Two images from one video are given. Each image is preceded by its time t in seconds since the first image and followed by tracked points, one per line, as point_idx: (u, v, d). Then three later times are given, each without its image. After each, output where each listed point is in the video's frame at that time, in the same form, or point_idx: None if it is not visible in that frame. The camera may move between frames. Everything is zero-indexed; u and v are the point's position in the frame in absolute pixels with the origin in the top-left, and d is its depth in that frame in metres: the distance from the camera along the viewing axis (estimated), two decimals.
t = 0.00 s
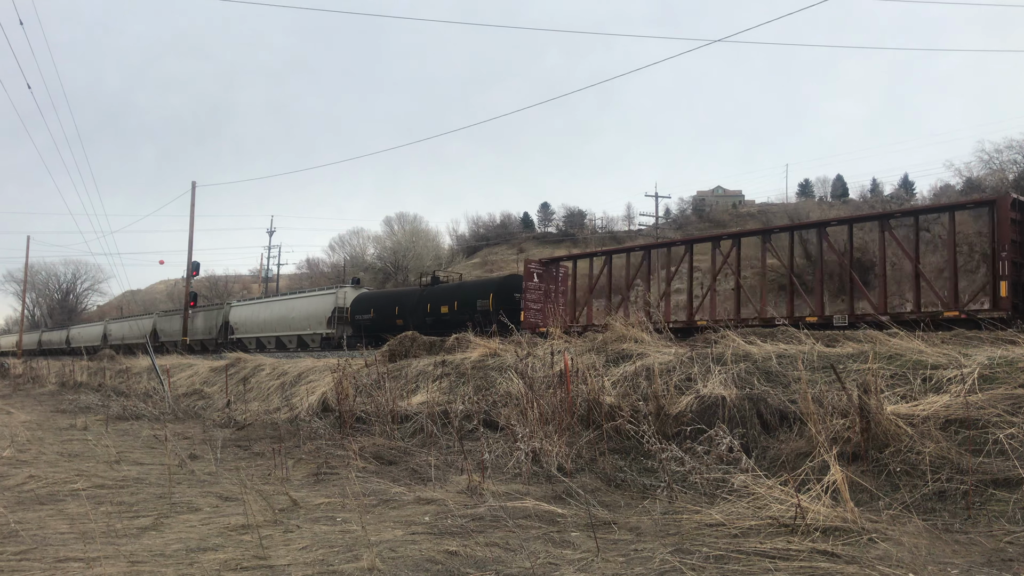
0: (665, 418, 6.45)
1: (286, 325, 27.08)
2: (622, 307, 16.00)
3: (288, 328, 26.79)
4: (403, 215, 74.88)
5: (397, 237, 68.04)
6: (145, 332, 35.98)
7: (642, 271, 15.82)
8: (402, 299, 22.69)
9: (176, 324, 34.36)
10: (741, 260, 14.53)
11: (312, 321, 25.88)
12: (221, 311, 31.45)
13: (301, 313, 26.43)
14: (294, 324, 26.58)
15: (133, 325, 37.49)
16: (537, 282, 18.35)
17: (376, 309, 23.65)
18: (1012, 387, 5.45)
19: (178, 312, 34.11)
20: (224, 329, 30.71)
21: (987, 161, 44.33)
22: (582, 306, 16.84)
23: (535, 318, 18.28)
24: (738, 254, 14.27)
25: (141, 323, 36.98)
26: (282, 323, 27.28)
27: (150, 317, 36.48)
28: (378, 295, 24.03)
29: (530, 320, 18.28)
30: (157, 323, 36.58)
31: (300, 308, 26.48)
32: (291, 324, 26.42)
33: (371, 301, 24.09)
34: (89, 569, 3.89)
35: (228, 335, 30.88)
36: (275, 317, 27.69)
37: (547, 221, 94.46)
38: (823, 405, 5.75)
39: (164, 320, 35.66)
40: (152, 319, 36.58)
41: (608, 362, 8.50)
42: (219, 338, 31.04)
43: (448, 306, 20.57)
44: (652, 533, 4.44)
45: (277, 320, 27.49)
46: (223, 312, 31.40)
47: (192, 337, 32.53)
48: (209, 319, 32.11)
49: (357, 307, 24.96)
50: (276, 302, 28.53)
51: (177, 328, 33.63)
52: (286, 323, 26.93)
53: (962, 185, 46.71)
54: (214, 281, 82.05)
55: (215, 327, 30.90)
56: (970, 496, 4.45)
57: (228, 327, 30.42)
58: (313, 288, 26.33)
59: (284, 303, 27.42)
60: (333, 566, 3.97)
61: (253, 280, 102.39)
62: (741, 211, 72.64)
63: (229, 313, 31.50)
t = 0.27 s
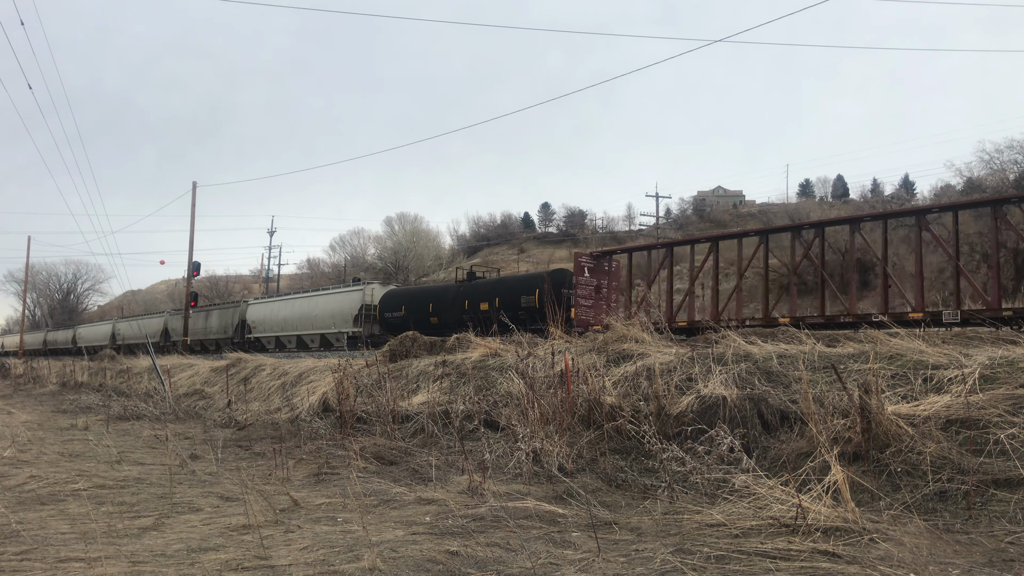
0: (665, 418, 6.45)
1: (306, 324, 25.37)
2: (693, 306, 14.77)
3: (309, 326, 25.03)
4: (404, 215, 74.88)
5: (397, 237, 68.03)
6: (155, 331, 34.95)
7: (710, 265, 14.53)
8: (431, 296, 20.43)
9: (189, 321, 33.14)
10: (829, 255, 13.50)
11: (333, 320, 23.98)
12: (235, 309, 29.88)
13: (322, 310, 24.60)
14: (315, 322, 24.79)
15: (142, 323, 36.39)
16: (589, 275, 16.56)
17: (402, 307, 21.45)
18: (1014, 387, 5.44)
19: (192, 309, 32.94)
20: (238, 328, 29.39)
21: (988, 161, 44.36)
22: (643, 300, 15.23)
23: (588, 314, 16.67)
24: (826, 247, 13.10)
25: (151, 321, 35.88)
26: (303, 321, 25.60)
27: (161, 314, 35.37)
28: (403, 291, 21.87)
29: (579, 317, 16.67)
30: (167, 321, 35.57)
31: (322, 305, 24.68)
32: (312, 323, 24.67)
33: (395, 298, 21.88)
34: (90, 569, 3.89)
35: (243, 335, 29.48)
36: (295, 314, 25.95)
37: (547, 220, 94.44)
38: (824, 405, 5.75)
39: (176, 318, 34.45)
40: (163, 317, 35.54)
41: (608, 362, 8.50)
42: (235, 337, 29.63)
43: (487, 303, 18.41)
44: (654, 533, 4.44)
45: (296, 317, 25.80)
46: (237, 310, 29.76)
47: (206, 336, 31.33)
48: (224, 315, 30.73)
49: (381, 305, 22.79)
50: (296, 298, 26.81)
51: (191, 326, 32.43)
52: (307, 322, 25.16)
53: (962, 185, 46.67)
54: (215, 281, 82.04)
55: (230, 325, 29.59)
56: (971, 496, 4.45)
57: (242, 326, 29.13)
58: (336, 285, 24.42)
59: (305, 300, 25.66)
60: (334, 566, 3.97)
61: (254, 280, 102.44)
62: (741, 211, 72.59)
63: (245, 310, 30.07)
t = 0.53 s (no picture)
0: (665, 418, 6.46)
1: (333, 322, 24.76)
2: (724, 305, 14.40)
3: (337, 325, 24.42)
4: (403, 216, 74.99)
5: (397, 237, 68.04)
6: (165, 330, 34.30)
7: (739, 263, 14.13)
8: (468, 292, 19.35)
9: (202, 321, 32.48)
10: (910, 247, 13.02)
11: (363, 318, 23.40)
12: (254, 307, 29.29)
13: (350, 308, 24.03)
14: (343, 320, 24.18)
15: (152, 322, 35.75)
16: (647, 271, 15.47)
17: (437, 304, 20.35)
18: (1014, 388, 5.44)
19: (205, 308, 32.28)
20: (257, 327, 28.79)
21: (988, 161, 44.41)
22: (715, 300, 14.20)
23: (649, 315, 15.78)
24: (926, 237, 12.39)
25: (161, 321, 35.27)
26: (329, 320, 25.01)
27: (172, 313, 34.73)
28: (437, 288, 20.80)
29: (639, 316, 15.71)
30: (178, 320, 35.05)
31: (350, 302, 24.10)
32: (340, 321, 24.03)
33: (429, 296, 20.79)
34: (90, 569, 3.88)
35: (262, 334, 28.87)
36: (321, 313, 25.35)
37: (547, 220, 94.40)
38: (824, 405, 5.75)
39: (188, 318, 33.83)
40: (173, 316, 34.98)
41: (608, 362, 8.51)
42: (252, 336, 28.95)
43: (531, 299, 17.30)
44: (654, 533, 4.44)
45: (323, 316, 25.18)
46: (256, 308, 29.19)
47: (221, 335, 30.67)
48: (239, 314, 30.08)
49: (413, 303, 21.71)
50: (320, 297, 26.25)
51: (205, 326, 31.75)
52: (334, 320, 24.54)
53: (963, 185, 46.66)
54: (215, 281, 82.05)
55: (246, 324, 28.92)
56: (972, 496, 4.44)
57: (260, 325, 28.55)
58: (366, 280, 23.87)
59: (331, 298, 25.08)
60: (334, 566, 3.97)
61: (254, 281, 102.48)
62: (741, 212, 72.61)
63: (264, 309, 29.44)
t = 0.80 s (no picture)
0: (665, 418, 6.46)
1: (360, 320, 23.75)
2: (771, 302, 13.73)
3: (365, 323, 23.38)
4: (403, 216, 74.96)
5: (397, 237, 68.02)
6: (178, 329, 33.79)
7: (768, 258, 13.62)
8: (511, 286, 18.37)
9: (218, 318, 31.77)
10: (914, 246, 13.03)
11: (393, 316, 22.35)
12: (272, 305, 28.37)
13: (378, 306, 22.99)
14: (372, 319, 23.14)
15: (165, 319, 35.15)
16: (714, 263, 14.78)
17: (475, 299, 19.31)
18: (1012, 387, 5.44)
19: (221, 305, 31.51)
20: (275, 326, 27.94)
21: (987, 161, 44.48)
22: (797, 298, 13.41)
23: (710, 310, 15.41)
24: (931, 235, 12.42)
25: (173, 319, 34.67)
26: (355, 318, 24.01)
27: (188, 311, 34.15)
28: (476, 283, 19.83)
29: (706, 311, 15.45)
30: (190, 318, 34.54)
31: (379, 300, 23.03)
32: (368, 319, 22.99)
33: (467, 290, 19.82)
34: (89, 569, 3.88)
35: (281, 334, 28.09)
36: (347, 311, 24.36)
37: (547, 220, 94.35)
38: (823, 405, 5.75)
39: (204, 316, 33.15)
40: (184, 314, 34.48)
41: (608, 362, 8.51)
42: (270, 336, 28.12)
43: (582, 293, 16.34)
44: (653, 533, 4.44)
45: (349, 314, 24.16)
46: (274, 306, 28.28)
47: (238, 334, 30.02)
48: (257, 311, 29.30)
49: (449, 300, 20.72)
50: (345, 294, 25.24)
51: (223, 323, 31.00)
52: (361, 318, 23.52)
53: (963, 185, 46.68)
54: (214, 280, 82.02)
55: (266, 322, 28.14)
56: (971, 496, 4.44)
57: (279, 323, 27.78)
58: (396, 276, 22.77)
59: (357, 295, 24.05)
60: (333, 566, 3.97)
61: (253, 280, 102.42)
62: (741, 211, 72.62)
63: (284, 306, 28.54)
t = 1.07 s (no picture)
0: (664, 417, 6.46)
1: (388, 316, 22.95)
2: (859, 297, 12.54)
3: (394, 319, 22.56)
4: (402, 215, 74.93)
5: (396, 237, 68.00)
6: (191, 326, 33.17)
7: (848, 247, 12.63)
8: (559, 280, 17.18)
9: (234, 315, 30.98)
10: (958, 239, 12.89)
11: (425, 312, 21.55)
12: (291, 301, 27.68)
13: (409, 302, 22.19)
14: (403, 316, 22.28)
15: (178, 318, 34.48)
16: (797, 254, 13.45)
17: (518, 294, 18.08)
18: (1012, 386, 5.44)
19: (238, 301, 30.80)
20: (296, 323, 27.26)
21: (987, 161, 44.49)
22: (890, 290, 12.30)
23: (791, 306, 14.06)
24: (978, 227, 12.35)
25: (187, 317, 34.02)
26: (384, 315, 23.19)
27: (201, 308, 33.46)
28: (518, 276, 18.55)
29: (787, 306, 14.12)
30: (204, 316, 33.95)
31: (409, 295, 22.23)
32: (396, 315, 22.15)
33: (508, 285, 18.57)
34: (87, 569, 3.87)
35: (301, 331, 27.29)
36: (374, 307, 23.51)
37: (547, 219, 94.34)
38: (822, 404, 5.75)
39: (218, 314, 32.40)
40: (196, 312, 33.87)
41: (607, 361, 8.51)
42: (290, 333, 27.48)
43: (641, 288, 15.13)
44: (652, 532, 4.43)
45: (376, 310, 23.31)
46: (294, 303, 27.57)
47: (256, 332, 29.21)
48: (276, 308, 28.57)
49: (487, 296, 19.46)
50: (371, 290, 24.44)
51: (239, 321, 30.25)
52: (390, 314, 22.73)
53: (962, 184, 46.70)
54: (214, 280, 82.01)
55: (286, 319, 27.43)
56: (970, 495, 4.44)
57: (300, 320, 27.11)
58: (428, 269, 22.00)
59: (384, 291, 23.23)
60: (332, 565, 3.96)
61: (253, 280, 102.39)
62: (740, 211, 72.63)
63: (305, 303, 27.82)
